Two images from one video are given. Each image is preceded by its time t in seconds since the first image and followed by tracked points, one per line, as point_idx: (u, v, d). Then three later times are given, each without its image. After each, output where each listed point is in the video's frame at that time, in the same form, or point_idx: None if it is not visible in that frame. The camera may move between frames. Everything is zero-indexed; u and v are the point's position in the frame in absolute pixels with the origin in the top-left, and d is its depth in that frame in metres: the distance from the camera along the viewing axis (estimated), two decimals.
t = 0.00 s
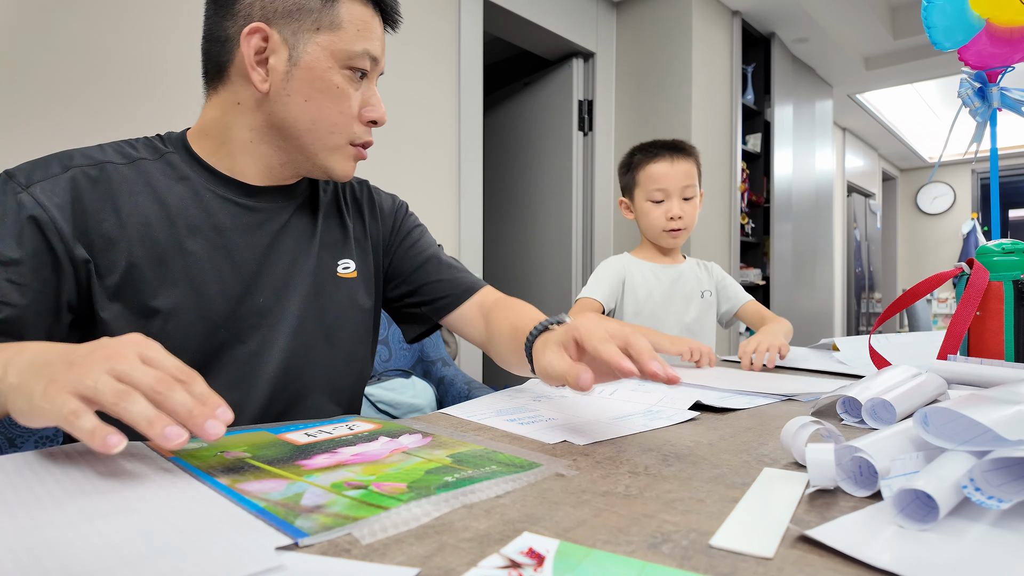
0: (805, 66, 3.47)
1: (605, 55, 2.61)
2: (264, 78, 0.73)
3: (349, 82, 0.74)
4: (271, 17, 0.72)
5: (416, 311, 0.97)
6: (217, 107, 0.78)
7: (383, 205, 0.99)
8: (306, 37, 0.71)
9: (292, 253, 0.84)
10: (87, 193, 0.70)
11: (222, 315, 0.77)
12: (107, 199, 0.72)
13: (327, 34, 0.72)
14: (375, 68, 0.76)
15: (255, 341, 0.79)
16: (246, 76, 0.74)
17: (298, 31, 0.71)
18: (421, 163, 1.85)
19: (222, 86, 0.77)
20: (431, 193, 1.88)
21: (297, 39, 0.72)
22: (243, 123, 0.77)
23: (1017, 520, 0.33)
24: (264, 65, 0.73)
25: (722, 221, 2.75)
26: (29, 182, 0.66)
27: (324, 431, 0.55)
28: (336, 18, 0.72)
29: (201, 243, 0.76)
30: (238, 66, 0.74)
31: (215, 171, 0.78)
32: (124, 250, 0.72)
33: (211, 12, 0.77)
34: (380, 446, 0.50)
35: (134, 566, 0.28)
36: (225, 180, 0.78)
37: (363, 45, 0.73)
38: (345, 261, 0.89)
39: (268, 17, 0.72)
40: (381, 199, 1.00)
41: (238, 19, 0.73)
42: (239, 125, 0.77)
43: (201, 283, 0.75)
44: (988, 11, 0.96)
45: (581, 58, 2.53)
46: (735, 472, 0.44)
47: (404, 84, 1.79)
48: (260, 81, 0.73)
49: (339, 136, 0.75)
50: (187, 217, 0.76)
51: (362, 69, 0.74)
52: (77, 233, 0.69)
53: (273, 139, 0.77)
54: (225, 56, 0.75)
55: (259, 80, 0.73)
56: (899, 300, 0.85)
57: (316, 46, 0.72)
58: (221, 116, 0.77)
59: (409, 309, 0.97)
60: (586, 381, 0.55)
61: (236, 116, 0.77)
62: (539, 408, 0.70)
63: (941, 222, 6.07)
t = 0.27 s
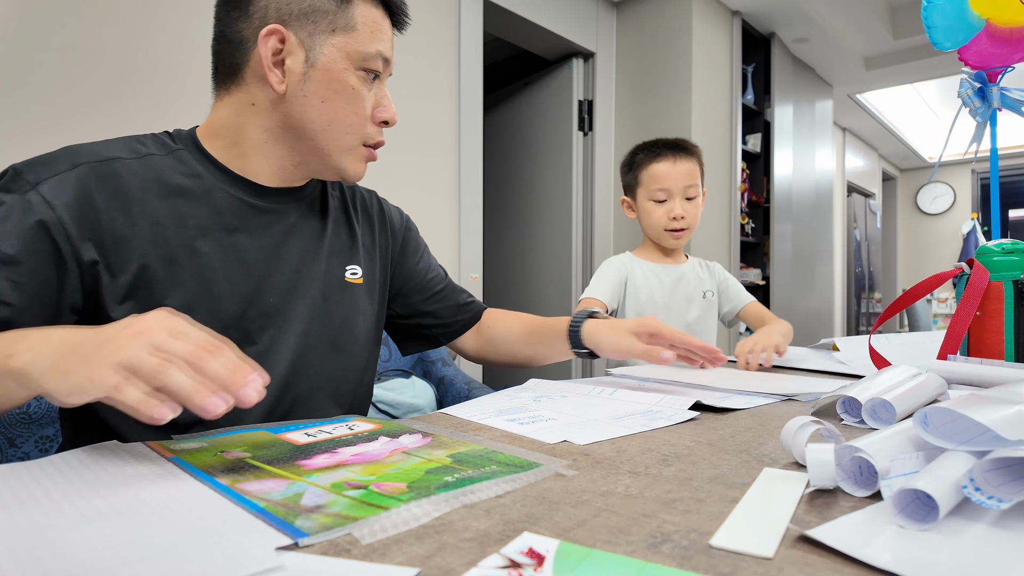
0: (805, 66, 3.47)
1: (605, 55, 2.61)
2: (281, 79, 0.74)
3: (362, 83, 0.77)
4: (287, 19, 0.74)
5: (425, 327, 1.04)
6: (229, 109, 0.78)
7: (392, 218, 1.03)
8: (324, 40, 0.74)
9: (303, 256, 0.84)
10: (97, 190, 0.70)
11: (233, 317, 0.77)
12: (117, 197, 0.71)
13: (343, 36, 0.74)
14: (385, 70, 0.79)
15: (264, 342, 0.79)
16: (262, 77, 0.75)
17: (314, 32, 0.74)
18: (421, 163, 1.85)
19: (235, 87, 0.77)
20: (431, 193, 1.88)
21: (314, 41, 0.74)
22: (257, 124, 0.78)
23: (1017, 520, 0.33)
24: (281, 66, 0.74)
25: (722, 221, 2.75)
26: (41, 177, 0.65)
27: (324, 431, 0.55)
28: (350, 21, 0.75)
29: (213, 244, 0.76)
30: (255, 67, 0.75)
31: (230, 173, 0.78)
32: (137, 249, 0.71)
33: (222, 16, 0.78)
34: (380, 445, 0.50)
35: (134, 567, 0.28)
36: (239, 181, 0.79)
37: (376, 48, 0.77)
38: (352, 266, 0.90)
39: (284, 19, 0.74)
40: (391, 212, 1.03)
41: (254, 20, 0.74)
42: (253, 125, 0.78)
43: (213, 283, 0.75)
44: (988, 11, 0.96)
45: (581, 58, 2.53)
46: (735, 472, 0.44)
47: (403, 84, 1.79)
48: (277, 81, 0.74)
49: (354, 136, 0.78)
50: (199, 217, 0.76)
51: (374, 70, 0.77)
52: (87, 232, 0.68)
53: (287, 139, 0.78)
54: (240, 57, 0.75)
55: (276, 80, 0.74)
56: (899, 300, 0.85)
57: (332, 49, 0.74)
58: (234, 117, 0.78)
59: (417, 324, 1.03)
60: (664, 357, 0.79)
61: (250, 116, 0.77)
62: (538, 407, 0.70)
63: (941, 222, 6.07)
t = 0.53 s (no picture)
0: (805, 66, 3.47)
1: (605, 55, 2.62)
2: (316, 82, 0.73)
3: (392, 88, 0.76)
4: (322, 25, 0.71)
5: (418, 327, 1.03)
6: (264, 111, 0.77)
7: (399, 229, 1.07)
8: (356, 44, 0.72)
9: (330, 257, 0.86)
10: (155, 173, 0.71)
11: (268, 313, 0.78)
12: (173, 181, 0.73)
13: (374, 42, 0.73)
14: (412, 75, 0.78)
15: (290, 337, 0.79)
16: (297, 81, 0.73)
17: (348, 39, 0.71)
18: (421, 162, 1.85)
19: (270, 91, 0.76)
20: (431, 193, 1.88)
21: (348, 48, 0.72)
22: (293, 126, 0.77)
23: (1017, 520, 0.33)
24: (316, 70, 0.72)
25: (722, 221, 2.74)
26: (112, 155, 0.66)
27: (324, 431, 0.55)
28: (381, 27, 0.73)
29: (254, 240, 0.78)
30: (289, 71, 0.73)
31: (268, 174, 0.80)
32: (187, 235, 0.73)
33: (254, 18, 0.75)
34: (380, 445, 0.50)
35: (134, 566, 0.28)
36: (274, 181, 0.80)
37: (405, 52, 0.75)
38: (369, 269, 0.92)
39: (318, 24, 0.71)
40: (398, 223, 1.07)
41: (287, 27, 0.72)
42: (287, 128, 0.77)
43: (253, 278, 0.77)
44: (988, 11, 0.96)
45: (581, 58, 2.53)
46: (735, 472, 0.44)
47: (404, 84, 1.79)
48: (314, 86, 0.73)
49: (383, 138, 0.77)
50: (241, 212, 0.78)
51: (403, 76, 0.76)
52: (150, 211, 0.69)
53: (323, 141, 0.78)
54: (275, 63, 0.73)
55: (313, 85, 0.73)
56: (899, 300, 0.85)
57: (365, 54, 0.72)
58: (270, 118, 0.77)
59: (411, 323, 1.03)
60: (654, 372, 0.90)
61: (285, 118, 0.76)
62: (537, 407, 0.70)
63: (941, 222, 6.06)
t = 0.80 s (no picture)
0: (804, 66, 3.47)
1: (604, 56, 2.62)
2: (366, 89, 0.72)
3: (432, 96, 0.77)
4: (370, 35, 0.71)
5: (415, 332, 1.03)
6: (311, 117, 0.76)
7: (411, 239, 1.10)
8: (400, 54, 0.72)
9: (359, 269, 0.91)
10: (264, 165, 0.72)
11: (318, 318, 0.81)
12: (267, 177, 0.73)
13: (417, 52, 0.74)
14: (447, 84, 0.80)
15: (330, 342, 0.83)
16: (345, 88, 0.72)
17: (394, 49, 0.72)
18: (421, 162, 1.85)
19: (319, 98, 0.74)
20: (431, 194, 1.88)
21: (394, 57, 0.72)
22: (339, 132, 0.76)
23: (1017, 520, 0.33)
24: (365, 78, 0.72)
25: (722, 221, 2.75)
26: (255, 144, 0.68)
27: (324, 431, 0.55)
28: (423, 40, 0.74)
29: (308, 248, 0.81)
30: (339, 78, 0.72)
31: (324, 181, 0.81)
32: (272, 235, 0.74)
33: (300, 28, 0.75)
34: (380, 445, 0.50)
35: (134, 566, 0.28)
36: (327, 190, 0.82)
37: (443, 63, 0.77)
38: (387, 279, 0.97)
39: (368, 34, 0.71)
40: (411, 234, 1.10)
41: (337, 38, 0.72)
42: (334, 134, 0.76)
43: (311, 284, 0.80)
44: (987, 11, 0.97)
45: (581, 58, 2.54)
46: (734, 472, 0.45)
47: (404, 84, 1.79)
48: (364, 93, 0.72)
49: (423, 144, 0.77)
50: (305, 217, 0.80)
51: (440, 85, 0.78)
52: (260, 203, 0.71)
53: (367, 146, 0.77)
54: (323, 70, 0.72)
55: (362, 92, 0.72)
56: (899, 300, 0.85)
57: (409, 63, 0.73)
58: (319, 123, 0.75)
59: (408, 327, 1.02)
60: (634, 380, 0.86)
61: (332, 124, 0.75)
62: (533, 408, 0.70)
63: (940, 222, 6.07)
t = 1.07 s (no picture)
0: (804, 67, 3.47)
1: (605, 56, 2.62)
2: (412, 103, 0.77)
3: (471, 112, 0.82)
4: (416, 50, 0.77)
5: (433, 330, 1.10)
6: (359, 126, 0.79)
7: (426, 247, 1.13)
8: (446, 70, 0.78)
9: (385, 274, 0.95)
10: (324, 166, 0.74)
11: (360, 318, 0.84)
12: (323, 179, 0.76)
13: (461, 69, 0.79)
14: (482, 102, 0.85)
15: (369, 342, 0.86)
16: (393, 100, 0.77)
17: (439, 65, 0.77)
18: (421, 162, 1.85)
19: (366, 108, 0.78)
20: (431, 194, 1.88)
21: (440, 72, 0.77)
22: (385, 141, 0.79)
23: (1017, 520, 0.33)
24: (412, 92, 0.77)
25: (722, 221, 2.75)
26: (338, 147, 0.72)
27: (324, 431, 0.55)
28: (466, 57, 0.80)
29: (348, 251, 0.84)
30: (387, 91, 0.76)
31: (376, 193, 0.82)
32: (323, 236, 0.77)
33: (346, 43, 0.81)
34: (380, 445, 0.50)
35: (136, 566, 0.28)
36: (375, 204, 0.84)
37: (483, 80, 0.82)
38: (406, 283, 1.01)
39: (416, 50, 0.77)
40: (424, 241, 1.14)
41: (385, 52, 0.77)
42: (382, 145, 0.79)
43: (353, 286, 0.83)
44: (987, 11, 0.97)
45: (581, 58, 2.54)
46: (735, 472, 0.44)
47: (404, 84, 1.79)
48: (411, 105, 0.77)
49: (462, 156, 0.82)
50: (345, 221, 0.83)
51: (478, 101, 0.83)
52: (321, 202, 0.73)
53: (409, 155, 0.81)
54: (372, 82, 0.77)
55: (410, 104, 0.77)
56: (899, 300, 0.85)
57: (454, 78, 0.78)
58: (367, 133, 0.78)
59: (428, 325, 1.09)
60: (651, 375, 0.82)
61: (381, 135, 0.78)
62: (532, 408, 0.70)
63: (940, 222, 6.07)
